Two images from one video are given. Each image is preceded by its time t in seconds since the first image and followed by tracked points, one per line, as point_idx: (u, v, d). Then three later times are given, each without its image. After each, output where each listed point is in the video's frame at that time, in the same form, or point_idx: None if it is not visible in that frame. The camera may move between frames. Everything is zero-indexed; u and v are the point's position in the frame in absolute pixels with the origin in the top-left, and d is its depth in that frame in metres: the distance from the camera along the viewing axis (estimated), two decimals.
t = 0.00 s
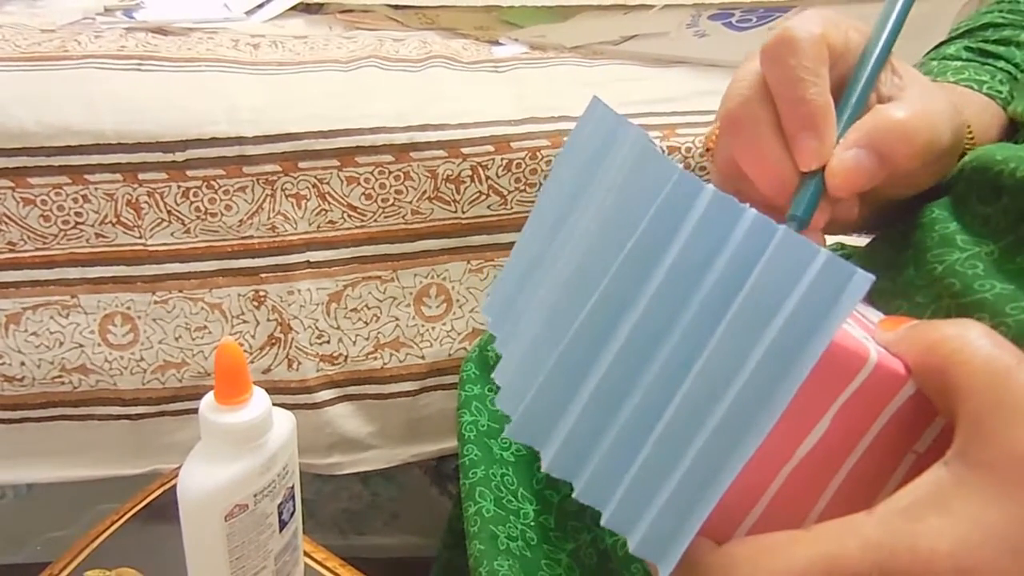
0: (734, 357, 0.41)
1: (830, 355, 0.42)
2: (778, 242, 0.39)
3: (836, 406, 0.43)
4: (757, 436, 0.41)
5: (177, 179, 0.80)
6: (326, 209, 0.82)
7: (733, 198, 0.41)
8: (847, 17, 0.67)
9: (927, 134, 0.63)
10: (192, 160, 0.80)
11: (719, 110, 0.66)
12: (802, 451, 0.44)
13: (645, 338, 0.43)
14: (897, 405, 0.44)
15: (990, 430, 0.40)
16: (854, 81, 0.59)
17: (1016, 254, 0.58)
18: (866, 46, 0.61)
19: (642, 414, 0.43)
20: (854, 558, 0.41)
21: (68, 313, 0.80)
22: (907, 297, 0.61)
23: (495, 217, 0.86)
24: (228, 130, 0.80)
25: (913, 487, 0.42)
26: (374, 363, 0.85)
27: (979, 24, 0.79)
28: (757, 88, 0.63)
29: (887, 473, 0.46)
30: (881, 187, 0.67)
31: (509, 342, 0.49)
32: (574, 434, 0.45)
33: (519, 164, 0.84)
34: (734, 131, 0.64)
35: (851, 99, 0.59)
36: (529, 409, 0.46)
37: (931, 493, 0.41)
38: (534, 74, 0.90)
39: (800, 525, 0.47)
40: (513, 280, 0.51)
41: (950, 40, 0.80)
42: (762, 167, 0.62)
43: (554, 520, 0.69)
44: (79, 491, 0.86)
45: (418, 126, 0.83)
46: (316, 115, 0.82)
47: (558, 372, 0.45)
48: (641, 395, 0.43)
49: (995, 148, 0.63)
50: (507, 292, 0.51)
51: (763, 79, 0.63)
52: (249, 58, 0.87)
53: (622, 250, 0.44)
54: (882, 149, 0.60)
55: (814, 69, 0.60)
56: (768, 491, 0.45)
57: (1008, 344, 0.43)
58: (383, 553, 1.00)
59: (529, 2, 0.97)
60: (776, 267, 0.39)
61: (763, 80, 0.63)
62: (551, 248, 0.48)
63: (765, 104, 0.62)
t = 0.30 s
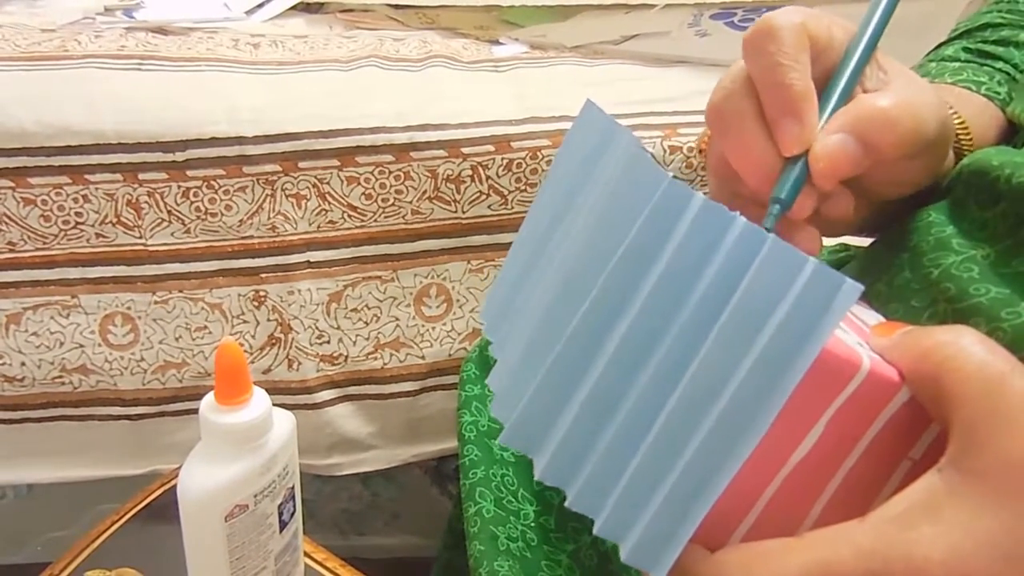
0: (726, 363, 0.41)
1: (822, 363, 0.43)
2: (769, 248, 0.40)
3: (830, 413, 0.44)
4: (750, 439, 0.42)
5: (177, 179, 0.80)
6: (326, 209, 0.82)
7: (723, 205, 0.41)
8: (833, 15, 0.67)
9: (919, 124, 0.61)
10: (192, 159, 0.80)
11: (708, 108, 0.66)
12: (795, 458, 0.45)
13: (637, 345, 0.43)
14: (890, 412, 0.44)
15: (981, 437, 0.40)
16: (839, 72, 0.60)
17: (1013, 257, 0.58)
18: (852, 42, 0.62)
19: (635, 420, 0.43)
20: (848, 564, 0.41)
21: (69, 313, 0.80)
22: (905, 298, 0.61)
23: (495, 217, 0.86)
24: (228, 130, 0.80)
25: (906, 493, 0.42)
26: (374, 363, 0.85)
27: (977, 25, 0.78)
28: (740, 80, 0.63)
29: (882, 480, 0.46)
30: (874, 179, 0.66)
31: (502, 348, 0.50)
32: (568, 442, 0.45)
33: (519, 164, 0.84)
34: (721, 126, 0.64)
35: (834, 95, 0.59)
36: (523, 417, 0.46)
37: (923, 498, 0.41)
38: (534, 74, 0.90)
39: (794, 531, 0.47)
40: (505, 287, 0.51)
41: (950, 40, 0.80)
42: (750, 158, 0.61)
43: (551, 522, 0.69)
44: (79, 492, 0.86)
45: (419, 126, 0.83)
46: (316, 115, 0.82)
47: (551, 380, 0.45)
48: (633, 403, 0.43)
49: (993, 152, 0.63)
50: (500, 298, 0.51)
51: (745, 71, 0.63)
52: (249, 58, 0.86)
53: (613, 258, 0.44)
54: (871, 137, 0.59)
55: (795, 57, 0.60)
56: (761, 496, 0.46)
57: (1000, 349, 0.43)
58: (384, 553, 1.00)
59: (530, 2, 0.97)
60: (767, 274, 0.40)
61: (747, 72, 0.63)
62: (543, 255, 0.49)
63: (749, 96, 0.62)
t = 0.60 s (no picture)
0: (723, 368, 0.41)
1: (818, 364, 0.43)
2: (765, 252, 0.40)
3: (827, 416, 0.44)
4: (747, 446, 0.41)
5: (177, 179, 0.80)
6: (326, 209, 0.82)
7: (720, 210, 0.41)
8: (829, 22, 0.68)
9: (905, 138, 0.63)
10: (193, 159, 0.79)
11: (704, 119, 0.67)
12: (792, 463, 0.45)
13: (635, 350, 0.43)
14: (888, 414, 0.44)
15: (979, 438, 0.40)
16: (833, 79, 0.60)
17: (1014, 257, 0.57)
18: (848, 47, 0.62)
19: (634, 425, 0.43)
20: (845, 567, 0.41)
21: (69, 314, 0.80)
22: (907, 299, 0.61)
23: (495, 217, 0.85)
24: (228, 130, 0.80)
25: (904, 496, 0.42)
26: (375, 363, 0.85)
27: (976, 25, 0.78)
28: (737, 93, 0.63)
29: (881, 481, 0.45)
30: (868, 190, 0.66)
31: (504, 350, 0.50)
32: (568, 447, 0.45)
33: (519, 164, 0.84)
34: (717, 138, 0.64)
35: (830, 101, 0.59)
36: (524, 420, 0.46)
37: (922, 500, 0.41)
38: (535, 74, 0.89)
39: (794, 533, 0.47)
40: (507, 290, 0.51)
41: (949, 40, 0.80)
42: (743, 170, 0.62)
43: (552, 522, 0.69)
44: (79, 492, 0.86)
45: (419, 126, 0.83)
46: (316, 115, 0.82)
47: (550, 383, 0.45)
48: (632, 408, 0.43)
49: (992, 151, 0.63)
50: (500, 303, 0.51)
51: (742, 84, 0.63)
52: (249, 57, 0.86)
53: (611, 262, 0.44)
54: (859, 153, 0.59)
55: (788, 69, 0.60)
56: (760, 500, 0.46)
57: (998, 352, 0.43)
58: (384, 553, 1.00)
59: (530, 1, 0.97)
60: (763, 279, 0.40)
61: (743, 84, 0.63)
62: (544, 258, 0.49)
63: (744, 108, 0.62)
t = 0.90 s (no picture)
0: (718, 375, 0.41)
1: (812, 371, 0.42)
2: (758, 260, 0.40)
3: (824, 421, 0.43)
4: (744, 448, 0.42)
5: (177, 179, 0.79)
6: (326, 209, 0.82)
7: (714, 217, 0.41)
8: (836, 35, 0.68)
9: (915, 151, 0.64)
10: (193, 159, 0.79)
11: (710, 137, 0.67)
12: (790, 468, 0.44)
13: (632, 356, 0.43)
14: (884, 419, 0.44)
15: (976, 441, 0.40)
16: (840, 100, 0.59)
17: (1013, 256, 0.57)
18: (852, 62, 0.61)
19: (631, 431, 0.43)
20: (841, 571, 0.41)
21: (69, 314, 0.80)
22: (905, 298, 0.61)
23: (495, 216, 0.85)
24: (228, 130, 0.80)
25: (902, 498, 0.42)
26: (375, 363, 0.85)
27: (974, 25, 0.77)
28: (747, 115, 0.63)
29: (879, 485, 0.45)
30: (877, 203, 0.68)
31: (502, 356, 0.50)
32: (565, 453, 0.45)
33: (519, 164, 0.84)
34: (727, 159, 0.64)
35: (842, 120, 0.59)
36: (521, 428, 0.46)
37: (918, 505, 0.41)
38: (535, 73, 0.89)
39: (792, 539, 0.46)
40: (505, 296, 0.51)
41: (948, 42, 0.80)
42: (755, 195, 0.62)
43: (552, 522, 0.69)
44: (79, 492, 0.86)
45: (419, 126, 0.82)
46: (316, 114, 0.81)
47: (547, 391, 0.45)
48: (629, 414, 0.43)
49: (991, 151, 0.62)
50: (499, 308, 0.51)
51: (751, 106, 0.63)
52: (250, 57, 0.86)
53: (607, 268, 0.44)
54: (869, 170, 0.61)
55: (800, 95, 0.60)
56: (757, 507, 0.45)
57: (990, 356, 0.43)
58: (385, 554, 1.00)
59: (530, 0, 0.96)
60: (756, 287, 0.40)
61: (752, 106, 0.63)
62: (541, 264, 0.48)
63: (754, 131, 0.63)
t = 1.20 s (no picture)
0: (713, 375, 0.41)
1: (805, 372, 0.42)
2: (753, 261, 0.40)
3: (819, 422, 0.43)
4: (736, 447, 0.42)
5: (177, 179, 0.79)
6: (326, 209, 0.82)
7: (709, 218, 0.41)
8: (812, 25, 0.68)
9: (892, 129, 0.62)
10: (193, 159, 0.79)
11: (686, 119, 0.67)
12: (786, 466, 0.44)
13: (628, 357, 0.43)
14: (881, 420, 0.44)
15: (972, 440, 0.40)
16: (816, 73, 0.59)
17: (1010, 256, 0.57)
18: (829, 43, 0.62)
19: (627, 432, 0.43)
20: (836, 573, 0.41)
21: (69, 314, 0.80)
22: (904, 297, 0.61)
23: (495, 216, 0.85)
24: (228, 130, 0.80)
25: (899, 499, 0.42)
26: (375, 363, 0.85)
27: (971, 25, 0.78)
28: (720, 94, 0.63)
29: (875, 486, 0.46)
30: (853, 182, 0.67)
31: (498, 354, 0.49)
32: (561, 454, 0.44)
33: (519, 163, 0.84)
34: (702, 138, 0.64)
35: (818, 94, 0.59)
36: (517, 430, 0.45)
37: (914, 505, 0.41)
38: (536, 73, 0.89)
39: (789, 538, 0.47)
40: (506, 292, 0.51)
41: (945, 41, 0.80)
42: (732, 169, 0.62)
43: (552, 522, 0.69)
44: (80, 492, 0.86)
45: (419, 125, 0.82)
46: (316, 114, 0.81)
47: (542, 393, 0.45)
48: (625, 414, 0.43)
49: (988, 151, 0.63)
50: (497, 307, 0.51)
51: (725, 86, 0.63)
52: (250, 56, 0.86)
53: (602, 269, 0.43)
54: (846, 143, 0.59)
55: (771, 69, 0.60)
56: (754, 504, 0.45)
57: (987, 356, 0.43)
58: (385, 554, 1.00)
59: None
60: (750, 289, 0.40)
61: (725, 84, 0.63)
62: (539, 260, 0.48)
63: (727, 108, 0.63)
